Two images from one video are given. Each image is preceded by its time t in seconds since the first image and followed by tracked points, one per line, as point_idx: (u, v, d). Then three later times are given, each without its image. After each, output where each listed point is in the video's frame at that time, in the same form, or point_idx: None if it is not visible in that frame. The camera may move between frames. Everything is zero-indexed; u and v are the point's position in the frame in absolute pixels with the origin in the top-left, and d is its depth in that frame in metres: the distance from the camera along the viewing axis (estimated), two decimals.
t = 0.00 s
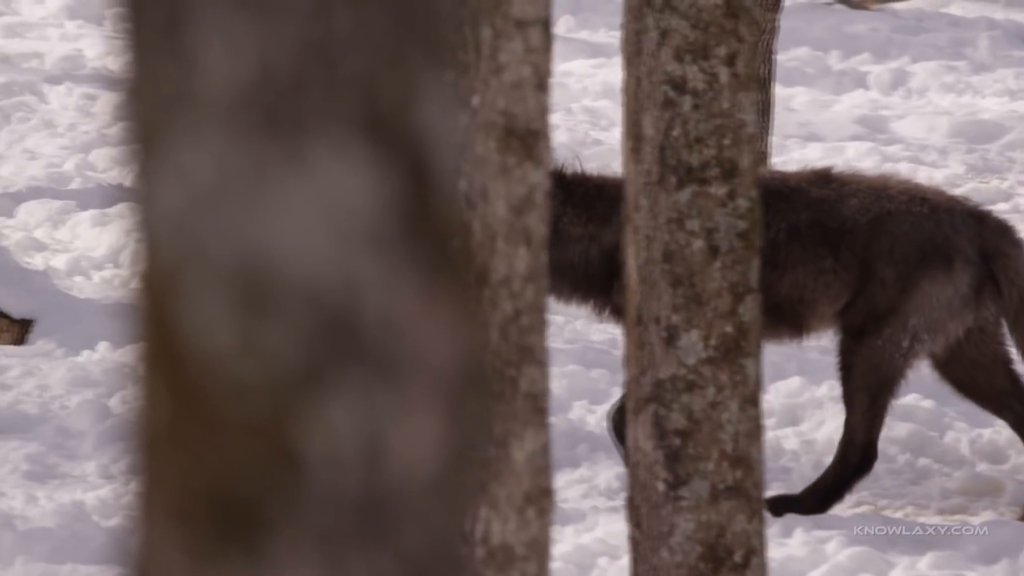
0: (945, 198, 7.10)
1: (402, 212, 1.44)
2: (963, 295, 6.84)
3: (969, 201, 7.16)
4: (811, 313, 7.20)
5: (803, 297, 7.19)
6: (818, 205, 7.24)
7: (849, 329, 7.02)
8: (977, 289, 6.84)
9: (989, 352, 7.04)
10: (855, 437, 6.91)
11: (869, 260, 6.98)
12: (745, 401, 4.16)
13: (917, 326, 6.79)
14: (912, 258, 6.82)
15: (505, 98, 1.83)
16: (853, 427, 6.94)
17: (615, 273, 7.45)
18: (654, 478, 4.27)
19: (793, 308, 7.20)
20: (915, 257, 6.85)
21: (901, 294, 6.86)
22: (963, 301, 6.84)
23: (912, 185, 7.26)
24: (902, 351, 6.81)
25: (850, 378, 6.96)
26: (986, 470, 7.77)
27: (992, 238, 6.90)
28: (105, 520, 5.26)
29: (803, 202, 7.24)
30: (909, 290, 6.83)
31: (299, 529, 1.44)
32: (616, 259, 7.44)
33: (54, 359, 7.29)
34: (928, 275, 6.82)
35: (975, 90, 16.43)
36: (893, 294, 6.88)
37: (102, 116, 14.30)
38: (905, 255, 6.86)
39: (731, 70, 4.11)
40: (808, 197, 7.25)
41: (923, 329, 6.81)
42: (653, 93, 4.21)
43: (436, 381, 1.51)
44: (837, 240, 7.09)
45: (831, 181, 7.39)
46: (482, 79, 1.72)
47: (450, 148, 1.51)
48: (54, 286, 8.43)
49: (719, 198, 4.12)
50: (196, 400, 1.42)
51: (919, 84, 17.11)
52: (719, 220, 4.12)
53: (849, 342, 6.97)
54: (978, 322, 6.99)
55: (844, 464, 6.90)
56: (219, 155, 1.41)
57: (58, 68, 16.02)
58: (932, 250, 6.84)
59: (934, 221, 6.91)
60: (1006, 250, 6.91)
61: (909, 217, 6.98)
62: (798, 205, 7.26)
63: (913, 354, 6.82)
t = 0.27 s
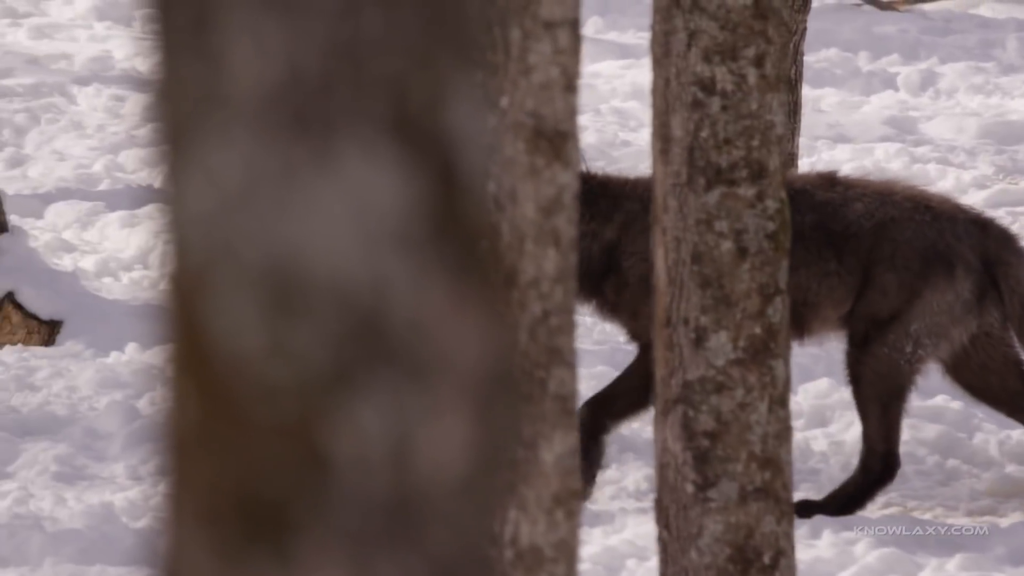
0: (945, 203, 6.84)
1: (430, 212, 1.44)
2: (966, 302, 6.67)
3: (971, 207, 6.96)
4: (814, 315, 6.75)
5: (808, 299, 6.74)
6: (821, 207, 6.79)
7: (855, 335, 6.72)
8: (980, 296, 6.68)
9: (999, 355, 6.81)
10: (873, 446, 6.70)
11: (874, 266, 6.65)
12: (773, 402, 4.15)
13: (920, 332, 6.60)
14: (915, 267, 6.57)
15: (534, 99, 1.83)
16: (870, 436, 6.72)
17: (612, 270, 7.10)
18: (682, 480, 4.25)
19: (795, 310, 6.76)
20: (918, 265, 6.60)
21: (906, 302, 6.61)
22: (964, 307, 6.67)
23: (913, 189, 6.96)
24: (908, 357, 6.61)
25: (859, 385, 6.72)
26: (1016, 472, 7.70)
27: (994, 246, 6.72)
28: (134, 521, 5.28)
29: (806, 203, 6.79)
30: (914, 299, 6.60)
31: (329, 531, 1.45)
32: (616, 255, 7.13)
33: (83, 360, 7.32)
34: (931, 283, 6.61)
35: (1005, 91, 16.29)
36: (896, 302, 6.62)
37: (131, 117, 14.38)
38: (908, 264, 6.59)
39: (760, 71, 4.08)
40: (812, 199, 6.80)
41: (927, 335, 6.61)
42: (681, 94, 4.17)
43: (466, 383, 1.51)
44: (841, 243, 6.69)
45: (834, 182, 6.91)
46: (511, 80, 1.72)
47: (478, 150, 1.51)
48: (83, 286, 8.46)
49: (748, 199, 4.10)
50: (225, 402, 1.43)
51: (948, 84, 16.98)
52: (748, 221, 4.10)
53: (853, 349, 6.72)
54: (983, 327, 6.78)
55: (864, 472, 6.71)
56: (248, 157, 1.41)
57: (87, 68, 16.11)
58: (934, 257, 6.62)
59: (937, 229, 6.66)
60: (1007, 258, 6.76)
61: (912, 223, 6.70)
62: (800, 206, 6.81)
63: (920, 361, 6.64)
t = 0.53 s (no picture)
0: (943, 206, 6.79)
1: (455, 218, 1.44)
2: (965, 304, 6.63)
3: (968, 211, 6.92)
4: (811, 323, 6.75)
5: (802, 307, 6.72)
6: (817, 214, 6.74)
7: (858, 343, 6.69)
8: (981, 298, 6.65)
9: (1000, 360, 6.79)
10: (889, 451, 6.64)
11: (872, 273, 6.61)
12: (797, 408, 4.15)
13: (922, 337, 6.55)
14: (912, 271, 6.52)
15: (557, 105, 1.83)
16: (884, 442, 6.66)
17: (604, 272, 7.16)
18: (705, 486, 4.24)
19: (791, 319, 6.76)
20: (916, 269, 6.55)
21: (905, 307, 6.58)
22: (965, 309, 6.65)
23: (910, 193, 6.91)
24: (912, 362, 6.56)
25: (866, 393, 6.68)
26: None
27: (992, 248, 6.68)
28: (157, 527, 5.29)
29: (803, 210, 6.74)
30: (913, 303, 6.56)
31: (352, 535, 1.46)
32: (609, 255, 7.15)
33: (106, 365, 7.36)
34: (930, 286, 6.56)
35: None
36: (896, 308, 6.59)
37: (155, 123, 14.46)
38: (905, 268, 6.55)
39: (783, 77, 4.06)
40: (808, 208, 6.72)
41: (929, 340, 6.57)
42: (705, 99, 4.14)
43: (490, 389, 1.51)
44: (837, 251, 6.65)
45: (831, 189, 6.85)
46: (534, 86, 1.73)
47: (502, 156, 1.52)
48: (107, 292, 8.49)
49: (771, 205, 4.08)
50: (249, 407, 1.44)
51: (971, 90, 16.90)
52: (771, 227, 4.09)
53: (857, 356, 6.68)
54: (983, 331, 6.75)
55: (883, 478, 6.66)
56: (273, 162, 1.42)
57: (111, 75, 16.20)
58: (932, 260, 6.56)
59: (935, 232, 6.61)
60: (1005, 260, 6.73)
61: (909, 227, 6.65)
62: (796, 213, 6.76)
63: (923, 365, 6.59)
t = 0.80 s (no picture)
0: (943, 201, 6.83)
1: (484, 218, 1.45)
2: (972, 295, 6.61)
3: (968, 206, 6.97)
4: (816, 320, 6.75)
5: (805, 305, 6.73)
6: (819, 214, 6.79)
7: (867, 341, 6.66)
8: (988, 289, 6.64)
9: (998, 355, 6.83)
10: (911, 447, 6.55)
11: (876, 268, 6.61)
12: (825, 407, 4.15)
13: (932, 329, 6.51)
14: (917, 262, 6.52)
15: (586, 105, 1.83)
16: (904, 438, 6.58)
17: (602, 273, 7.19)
18: (734, 485, 4.23)
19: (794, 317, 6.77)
20: (921, 261, 6.57)
21: (913, 300, 6.55)
22: (973, 300, 6.63)
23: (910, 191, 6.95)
24: (924, 356, 6.50)
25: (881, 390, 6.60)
26: None
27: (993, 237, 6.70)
28: (185, 526, 5.32)
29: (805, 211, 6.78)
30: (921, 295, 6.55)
31: (381, 535, 1.47)
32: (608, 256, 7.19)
33: (135, 364, 7.40)
34: (937, 278, 6.56)
35: None
36: (903, 301, 6.56)
37: (183, 123, 14.52)
38: (909, 260, 6.56)
39: (812, 77, 4.04)
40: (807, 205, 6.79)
41: (938, 332, 6.53)
42: (734, 99, 4.12)
43: (519, 389, 1.51)
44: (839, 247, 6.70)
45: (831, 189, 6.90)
46: (562, 86, 1.73)
47: (531, 157, 1.52)
48: (136, 291, 8.53)
49: (800, 205, 4.07)
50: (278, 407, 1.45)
51: (1001, 89, 16.78)
52: (799, 227, 4.08)
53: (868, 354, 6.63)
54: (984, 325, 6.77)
55: (907, 476, 6.55)
56: (304, 162, 1.42)
57: (140, 75, 16.28)
58: (937, 252, 6.58)
59: (937, 224, 6.63)
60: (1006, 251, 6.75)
61: (910, 221, 6.67)
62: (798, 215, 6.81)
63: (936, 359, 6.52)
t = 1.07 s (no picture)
0: (934, 194, 6.78)
1: (506, 219, 1.45)
2: (973, 288, 6.60)
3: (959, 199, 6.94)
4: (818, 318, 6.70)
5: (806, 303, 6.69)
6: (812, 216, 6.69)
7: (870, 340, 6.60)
8: (988, 281, 6.62)
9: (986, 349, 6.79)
10: (925, 444, 6.54)
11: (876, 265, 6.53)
12: (846, 408, 4.14)
13: (937, 325, 6.51)
14: (917, 260, 6.49)
15: (608, 105, 1.83)
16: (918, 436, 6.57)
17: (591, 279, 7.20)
18: (755, 486, 4.23)
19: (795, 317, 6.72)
20: (921, 257, 6.54)
21: (914, 297, 6.53)
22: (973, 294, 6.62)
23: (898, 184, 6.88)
24: (931, 352, 6.50)
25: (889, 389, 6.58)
26: None
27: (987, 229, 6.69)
28: (207, 527, 5.34)
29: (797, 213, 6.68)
30: (922, 292, 6.53)
31: (404, 535, 1.48)
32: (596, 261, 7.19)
33: (156, 365, 7.42)
34: (937, 273, 6.54)
35: None
36: (905, 299, 6.53)
37: (204, 123, 14.56)
38: (909, 258, 6.52)
39: (833, 78, 4.01)
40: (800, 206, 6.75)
41: (943, 328, 6.53)
42: (755, 99, 4.08)
43: (540, 390, 1.52)
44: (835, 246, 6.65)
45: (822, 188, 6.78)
46: (584, 87, 1.73)
47: (552, 157, 1.53)
48: (157, 291, 8.53)
49: (821, 206, 4.06)
50: (300, 408, 1.45)
51: None
52: (821, 227, 4.06)
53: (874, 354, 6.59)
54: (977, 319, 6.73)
55: (924, 472, 6.55)
56: (326, 163, 1.43)
57: (161, 75, 16.34)
58: (935, 248, 6.55)
59: (933, 219, 6.60)
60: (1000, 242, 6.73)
61: (906, 217, 6.60)
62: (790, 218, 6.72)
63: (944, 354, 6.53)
